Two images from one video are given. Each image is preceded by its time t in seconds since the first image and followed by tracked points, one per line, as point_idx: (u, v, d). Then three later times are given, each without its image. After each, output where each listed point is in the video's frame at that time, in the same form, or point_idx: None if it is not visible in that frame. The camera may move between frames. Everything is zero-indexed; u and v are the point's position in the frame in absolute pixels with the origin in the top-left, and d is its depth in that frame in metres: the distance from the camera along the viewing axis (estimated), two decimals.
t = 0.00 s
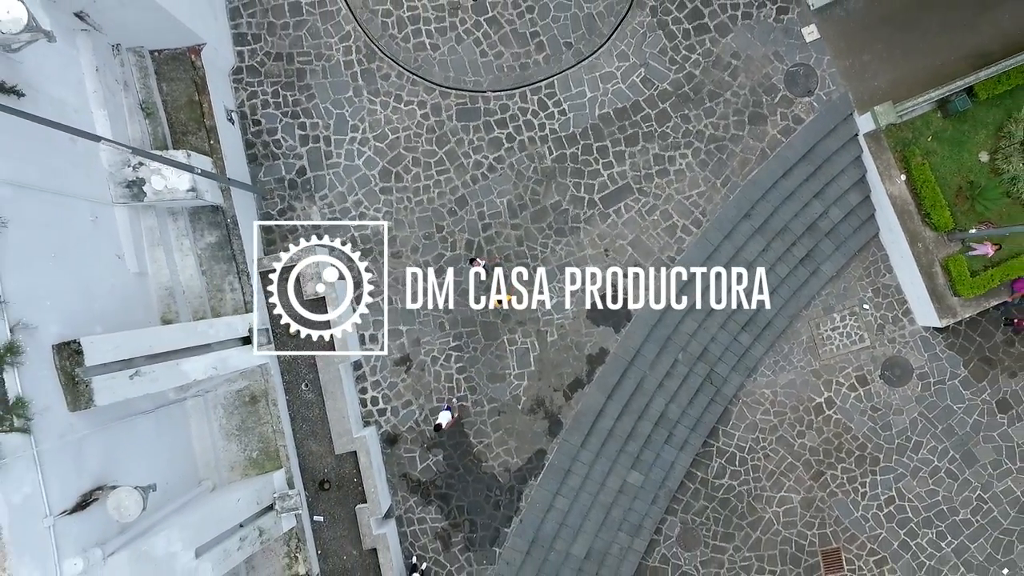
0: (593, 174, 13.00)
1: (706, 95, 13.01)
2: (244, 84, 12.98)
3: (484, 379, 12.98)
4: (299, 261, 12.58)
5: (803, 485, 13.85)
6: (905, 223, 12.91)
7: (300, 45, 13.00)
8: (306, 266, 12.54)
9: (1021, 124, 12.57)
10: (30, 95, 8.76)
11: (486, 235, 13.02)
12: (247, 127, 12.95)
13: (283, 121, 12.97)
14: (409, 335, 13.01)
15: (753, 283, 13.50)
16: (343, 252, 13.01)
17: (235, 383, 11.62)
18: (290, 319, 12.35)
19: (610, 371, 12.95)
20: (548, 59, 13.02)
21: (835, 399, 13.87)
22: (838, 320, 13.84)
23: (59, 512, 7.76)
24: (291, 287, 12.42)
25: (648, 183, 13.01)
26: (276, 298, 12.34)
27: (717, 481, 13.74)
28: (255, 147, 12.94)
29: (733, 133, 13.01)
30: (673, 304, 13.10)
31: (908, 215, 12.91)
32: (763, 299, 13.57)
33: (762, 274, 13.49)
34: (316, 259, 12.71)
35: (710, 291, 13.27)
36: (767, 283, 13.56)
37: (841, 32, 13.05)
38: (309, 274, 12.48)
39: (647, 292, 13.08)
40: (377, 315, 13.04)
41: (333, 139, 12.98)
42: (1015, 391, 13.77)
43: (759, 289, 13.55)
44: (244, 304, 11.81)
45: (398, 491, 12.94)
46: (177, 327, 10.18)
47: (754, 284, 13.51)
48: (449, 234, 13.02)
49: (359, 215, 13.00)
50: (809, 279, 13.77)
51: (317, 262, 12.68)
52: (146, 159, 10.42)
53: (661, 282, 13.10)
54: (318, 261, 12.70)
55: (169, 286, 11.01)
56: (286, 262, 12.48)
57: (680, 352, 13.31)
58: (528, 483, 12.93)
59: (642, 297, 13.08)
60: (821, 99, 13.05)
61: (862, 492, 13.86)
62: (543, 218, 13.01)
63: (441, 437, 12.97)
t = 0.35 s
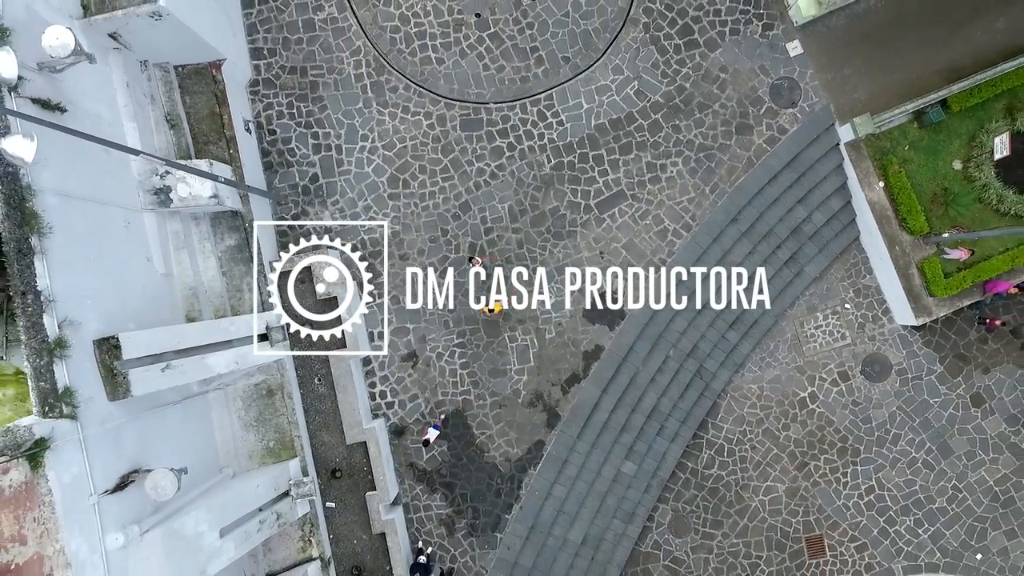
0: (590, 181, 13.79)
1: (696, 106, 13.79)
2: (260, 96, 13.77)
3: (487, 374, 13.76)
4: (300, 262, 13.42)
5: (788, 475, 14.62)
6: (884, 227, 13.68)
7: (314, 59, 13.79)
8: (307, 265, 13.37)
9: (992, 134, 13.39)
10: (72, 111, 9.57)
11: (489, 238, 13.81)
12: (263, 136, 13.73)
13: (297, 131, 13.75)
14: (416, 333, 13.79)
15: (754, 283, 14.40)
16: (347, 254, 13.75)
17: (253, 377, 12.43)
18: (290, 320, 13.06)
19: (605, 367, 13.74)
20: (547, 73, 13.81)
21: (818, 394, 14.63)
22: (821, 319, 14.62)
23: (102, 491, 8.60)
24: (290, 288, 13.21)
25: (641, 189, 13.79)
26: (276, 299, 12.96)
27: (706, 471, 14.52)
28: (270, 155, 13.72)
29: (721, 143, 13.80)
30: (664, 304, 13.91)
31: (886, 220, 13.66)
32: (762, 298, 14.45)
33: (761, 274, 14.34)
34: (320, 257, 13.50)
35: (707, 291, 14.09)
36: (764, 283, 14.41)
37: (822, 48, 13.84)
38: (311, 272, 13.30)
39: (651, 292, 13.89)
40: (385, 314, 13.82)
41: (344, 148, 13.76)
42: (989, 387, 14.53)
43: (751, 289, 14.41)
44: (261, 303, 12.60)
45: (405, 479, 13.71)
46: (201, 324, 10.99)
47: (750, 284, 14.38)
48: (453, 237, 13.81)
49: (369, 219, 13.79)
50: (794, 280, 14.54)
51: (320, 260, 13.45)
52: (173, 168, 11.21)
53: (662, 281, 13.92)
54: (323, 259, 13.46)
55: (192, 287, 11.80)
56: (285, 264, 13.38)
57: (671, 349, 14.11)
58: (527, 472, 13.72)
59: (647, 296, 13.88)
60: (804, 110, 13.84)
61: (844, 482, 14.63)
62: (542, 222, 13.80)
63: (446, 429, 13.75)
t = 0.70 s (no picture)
0: (586, 186, 14.60)
1: (686, 116, 14.61)
2: (274, 106, 14.57)
3: (488, 369, 14.56)
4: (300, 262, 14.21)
5: (774, 465, 15.41)
6: (864, 230, 14.48)
7: (325, 71, 14.60)
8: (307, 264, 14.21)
9: (965, 142, 14.22)
10: (107, 124, 10.38)
11: (490, 240, 14.62)
12: (277, 144, 14.53)
13: (310, 140, 14.56)
14: (422, 330, 14.60)
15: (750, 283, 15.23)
16: (353, 259, 14.55)
17: (270, 371, 13.29)
18: (290, 319, 13.63)
19: (600, 362, 14.57)
20: (546, 84, 14.62)
21: (803, 388, 15.43)
22: (806, 316, 15.41)
23: (139, 473, 9.41)
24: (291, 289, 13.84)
25: (635, 194, 14.61)
26: (276, 297, 13.52)
27: (697, 460, 15.32)
28: (284, 162, 14.53)
29: (710, 150, 14.62)
30: (656, 302, 14.75)
31: (866, 223, 14.45)
32: (762, 298, 15.29)
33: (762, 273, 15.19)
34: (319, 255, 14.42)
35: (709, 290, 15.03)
36: (764, 283, 15.25)
37: (805, 60, 14.65)
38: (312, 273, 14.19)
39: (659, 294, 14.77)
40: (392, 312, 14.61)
41: (354, 155, 14.56)
42: (964, 380, 15.33)
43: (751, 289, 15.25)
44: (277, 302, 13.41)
45: (412, 468, 14.52)
46: (223, 321, 11.82)
47: (750, 285, 15.22)
48: (456, 239, 14.62)
49: (377, 223, 14.59)
50: (780, 280, 15.34)
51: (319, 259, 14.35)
52: (196, 175, 11.98)
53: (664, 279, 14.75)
54: (325, 257, 14.35)
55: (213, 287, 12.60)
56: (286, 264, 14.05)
57: (663, 345, 14.92)
58: (527, 461, 14.53)
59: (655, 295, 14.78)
60: (788, 120, 14.66)
61: (827, 471, 15.44)
62: (541, 226, 14.61)
63: (450, 421, 14.56)
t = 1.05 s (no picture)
0: (582, 191, 15.43)
1: (677, 124, 15.43)
2: (288, 115, 15.39)
3: (490, 364, 15.39)
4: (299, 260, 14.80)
5: (761, 456, 16.22)
6: (845, 232, 15.29)
7: (336, 82, 15.42)
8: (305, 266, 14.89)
9: (940, 149, 15.03)
10: (138, 135, 11.21)
11: (492, 242, 15.46)
12: (290, 151, 15.36)
13: (321, 147, 15.38)
14: (427, 327, 15.41)
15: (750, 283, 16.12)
16: (360, 266, 15.31)
17: (285, 365, 14.17)
18: (297, 322, 14.38)
19: (595, 357, 15.41)
20: (544, 95, 15.45)
21: (788, 382, 16.22)
22: (792, 314, 16.21)
23: (170, 457, 10.24)
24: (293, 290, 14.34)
25: (628, 198, 15.44)
26: (276, 298, 14.03)
27: (688, 451, 16.12)
28: (297, 168, 15.35)
29: (700, 157, 15.45)
30: (649, 300, 15.59)
31: (848, 226, 15.27)
32: (762, 298, 16.16)
33: (761, 273, 16.07)
34: (322, 255, 15.24)
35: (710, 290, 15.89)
36: (762, 283, 16.12)
37: (790, 71, 15.47)
38: (310, 275, 14.88)
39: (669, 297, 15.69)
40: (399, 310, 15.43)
41: (363, 161, 15.39)
42: (941, 375, 16.16)
43: (751, 289, 16.12)
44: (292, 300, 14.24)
45: (417, 457, 15.35)
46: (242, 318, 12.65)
47: (750, 285, 16.10)
48: (460, 241, 15.45)
49: (384, 226, 15.42)
50: (767, 279, 16.14)
51: (321, 259, 15.15)
52: (216, 181, 12.78)
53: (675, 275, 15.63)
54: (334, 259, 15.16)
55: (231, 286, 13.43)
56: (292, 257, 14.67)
57: (655, 341, 15.75)
58: (526, 451, 15.36)
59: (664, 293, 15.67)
60: (773, 128, 15.49)
61: (812, 461, 16.25)
62: (540, 228, 15.43)
63: (454, 413, 15.38)
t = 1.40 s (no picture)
0: (579, 194, 16.29)
1: (670, 132, 16.29)
2: (301, 123, 16.25)
3: (492, 358, 16.25)
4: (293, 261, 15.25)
5: (750, 446, 17.05)
6: (828, 234, 16.15)
7: (346, 91, 16.28)
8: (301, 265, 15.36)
9: (918, 155, 15.88)
10: (165, 144, 12.19)
11: (494, 244, 16.32)
12: (303, 157, 16.21)
13: (332, 152, 16.24)
14: (432, 323, 16.27)
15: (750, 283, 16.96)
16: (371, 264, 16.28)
17: (299, 359, 15.08)
18: (313, 315, 15.35)
19: (591, 352, 16.28)
20: (544, 103, 16.31)
21: (775, 376, 17.05)
22: (779, 312, 17.03)
23: (197, 441, 11.09)
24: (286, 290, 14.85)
25: (623, 201, 16.31)
26: (286, 296, 14.86)
27: (679, 441, 16.94)
28: (309, 173, 16.21)
29: (691, 162, 16.31)
30: (642, 298, 16.46)
31: (831, 228, 16.13)
32: (754, 297, 17.01)
33: (761, 273, 16.93)
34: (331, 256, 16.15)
35: (707, 290, 16.78)
36: (763, 284, 16.99)
37: (776, 81, 16.33)
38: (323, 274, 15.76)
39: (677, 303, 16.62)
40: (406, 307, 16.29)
41: (372, 166, 16.25)
42: (920, 369, 17.01)
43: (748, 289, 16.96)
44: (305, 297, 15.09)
45: (423, 447, 16.21)
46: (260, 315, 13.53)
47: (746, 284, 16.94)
48: (463, 242, 16.31)
49: (392, 227, 16.27)
50: (755, 278, 16.98)
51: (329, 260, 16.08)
52: (235, 186, 13.68)
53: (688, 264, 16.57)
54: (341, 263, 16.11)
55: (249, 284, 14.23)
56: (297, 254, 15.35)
57: (648, 337, 16.61)
58: (526, 441, 16.23)
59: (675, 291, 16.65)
60: (760, 135, 16.35)
61: (797, 451, 17.09)
62: (539, 229, 16.30)
63: (458, 405, 16.23)
